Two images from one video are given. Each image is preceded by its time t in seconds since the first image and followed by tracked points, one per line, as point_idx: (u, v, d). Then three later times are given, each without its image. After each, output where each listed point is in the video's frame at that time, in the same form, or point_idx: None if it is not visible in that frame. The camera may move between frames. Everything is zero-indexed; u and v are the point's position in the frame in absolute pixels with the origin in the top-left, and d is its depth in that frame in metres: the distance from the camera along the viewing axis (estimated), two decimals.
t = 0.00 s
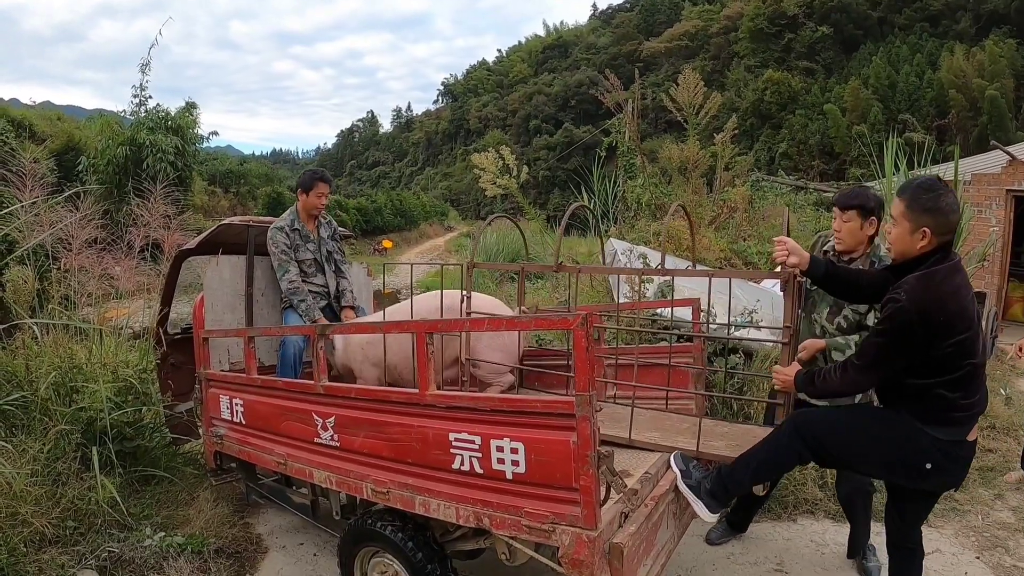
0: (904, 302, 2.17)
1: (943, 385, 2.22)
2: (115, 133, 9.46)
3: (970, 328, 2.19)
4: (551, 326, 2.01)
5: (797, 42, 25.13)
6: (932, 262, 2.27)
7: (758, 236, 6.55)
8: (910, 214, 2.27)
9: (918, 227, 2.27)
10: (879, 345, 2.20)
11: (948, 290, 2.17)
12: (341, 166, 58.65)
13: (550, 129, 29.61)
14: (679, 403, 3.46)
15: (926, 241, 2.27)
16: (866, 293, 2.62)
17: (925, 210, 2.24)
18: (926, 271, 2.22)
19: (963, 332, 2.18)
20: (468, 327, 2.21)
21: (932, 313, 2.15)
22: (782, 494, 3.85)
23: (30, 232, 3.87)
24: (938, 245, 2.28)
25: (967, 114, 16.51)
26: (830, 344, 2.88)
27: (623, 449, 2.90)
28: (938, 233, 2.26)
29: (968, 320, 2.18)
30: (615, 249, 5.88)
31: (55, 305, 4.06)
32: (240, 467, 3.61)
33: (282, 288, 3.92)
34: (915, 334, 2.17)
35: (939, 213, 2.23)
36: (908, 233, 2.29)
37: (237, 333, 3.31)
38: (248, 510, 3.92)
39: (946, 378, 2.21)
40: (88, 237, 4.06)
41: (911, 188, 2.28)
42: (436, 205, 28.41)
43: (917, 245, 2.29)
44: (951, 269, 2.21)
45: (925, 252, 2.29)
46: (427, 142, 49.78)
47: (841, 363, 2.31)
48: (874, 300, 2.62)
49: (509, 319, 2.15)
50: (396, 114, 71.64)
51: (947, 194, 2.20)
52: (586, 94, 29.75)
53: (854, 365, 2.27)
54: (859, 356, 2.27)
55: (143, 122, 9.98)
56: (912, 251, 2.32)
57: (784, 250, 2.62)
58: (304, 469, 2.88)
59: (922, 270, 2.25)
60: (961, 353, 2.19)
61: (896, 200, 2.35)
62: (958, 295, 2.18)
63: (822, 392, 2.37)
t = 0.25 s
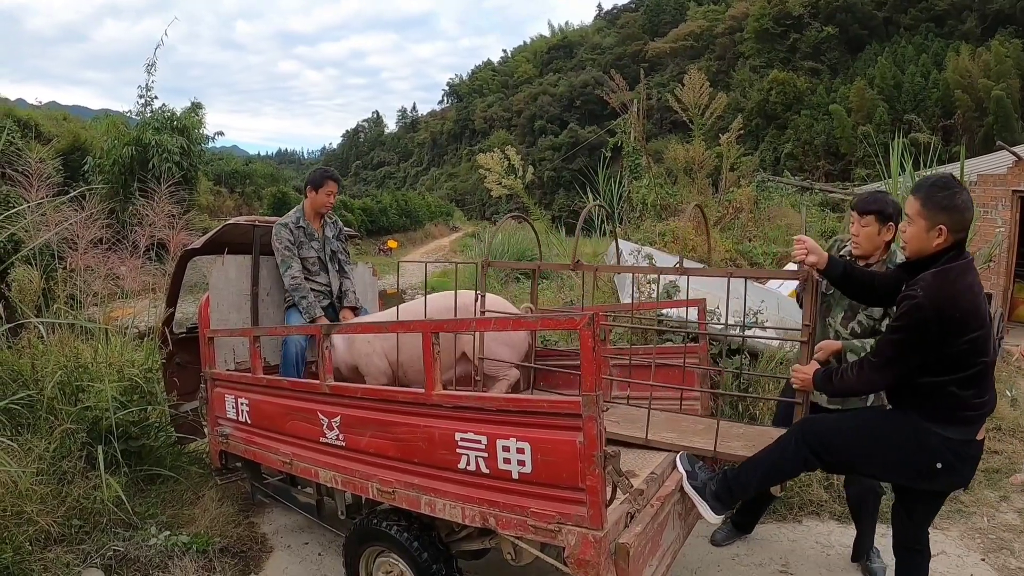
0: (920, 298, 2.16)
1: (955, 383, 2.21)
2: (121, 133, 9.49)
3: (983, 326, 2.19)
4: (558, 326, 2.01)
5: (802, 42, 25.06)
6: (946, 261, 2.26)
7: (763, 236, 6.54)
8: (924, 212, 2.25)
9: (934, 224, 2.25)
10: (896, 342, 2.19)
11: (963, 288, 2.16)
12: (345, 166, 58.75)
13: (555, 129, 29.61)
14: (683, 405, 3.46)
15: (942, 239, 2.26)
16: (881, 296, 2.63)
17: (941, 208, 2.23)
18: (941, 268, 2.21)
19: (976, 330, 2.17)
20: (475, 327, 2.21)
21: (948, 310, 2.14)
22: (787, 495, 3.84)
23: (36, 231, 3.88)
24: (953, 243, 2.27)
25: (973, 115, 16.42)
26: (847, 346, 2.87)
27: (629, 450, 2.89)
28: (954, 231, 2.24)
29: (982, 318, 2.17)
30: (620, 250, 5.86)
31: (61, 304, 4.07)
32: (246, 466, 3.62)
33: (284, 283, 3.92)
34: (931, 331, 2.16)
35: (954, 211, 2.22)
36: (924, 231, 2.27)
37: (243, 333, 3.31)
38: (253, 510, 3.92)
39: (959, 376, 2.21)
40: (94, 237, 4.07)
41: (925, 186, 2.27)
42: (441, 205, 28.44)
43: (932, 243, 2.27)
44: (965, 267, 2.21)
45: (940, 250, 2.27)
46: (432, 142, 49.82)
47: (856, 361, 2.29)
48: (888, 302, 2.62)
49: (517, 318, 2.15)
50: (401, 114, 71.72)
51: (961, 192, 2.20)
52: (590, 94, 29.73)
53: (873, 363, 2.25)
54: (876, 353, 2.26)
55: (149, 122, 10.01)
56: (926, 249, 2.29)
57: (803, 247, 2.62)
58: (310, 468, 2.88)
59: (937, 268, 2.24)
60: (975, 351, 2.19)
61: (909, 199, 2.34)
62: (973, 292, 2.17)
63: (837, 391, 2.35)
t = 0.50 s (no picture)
0: (958, 296, 2.15)
1: (983, 385, 2.19)
2: (128, 136, 9.52)
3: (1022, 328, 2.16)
4: (565, 325, 2.01)
5: (808, 44, 25.01)
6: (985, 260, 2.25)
7: (770, 239, 6.53)
8: (960, 214, 2.27)
9: (971, 225, 2.26)
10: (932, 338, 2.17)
11: (1002, 287, 2.14)
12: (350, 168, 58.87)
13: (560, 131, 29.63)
14: (690, 407, 3.45)
15: (980, 237, 2.25)
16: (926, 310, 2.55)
17: (976, 207, 2.23)
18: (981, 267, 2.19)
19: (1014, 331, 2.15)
20: (483, 326, 2.21)
21: (984, 307, 2.12)
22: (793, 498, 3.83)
23: (44, 234, 3.90)
24: (991, 244, 2.26)
25: (980, 116, 16.39)
26: (885, 350, 2.83)
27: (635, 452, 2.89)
28: (991, 230, 2.24)
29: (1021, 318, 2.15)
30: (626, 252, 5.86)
31: (68, 306, 4.08)
32: (252, 467, 3.63)
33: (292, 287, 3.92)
34: (967, 329, 2.14)
35: (990, 210, 2.22)
36: (961, 232, 2.27)
37: (250, 334, 3.32)
38: (259, 511, 3.93)
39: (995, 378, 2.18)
40: (101, 239, 4.09)
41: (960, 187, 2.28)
42: (446, 207, 28.48)
43: (971, 243, 2.27)
44: (1005, 266, 2.18)
45: (978, 250, 2.27)
46: (437, 144, 49.90)
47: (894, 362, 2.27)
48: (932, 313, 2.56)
49: (524, 318, 2.15)
50: (406, 117, 71.85)
51: (994, 191, 2.20)
52: (595, 96, 29.74)
53: (913, 362, 2.23)
54: (915, 352, 2.24)
55: (155, 125, 10.05)
56: (965, 250, 2.30)
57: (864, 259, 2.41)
58: (316, 469, 2.89)
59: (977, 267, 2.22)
60: (1012, 352, 2.16)
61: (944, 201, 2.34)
62: (1013, 291, 2.15)
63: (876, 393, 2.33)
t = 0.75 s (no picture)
0: (995, 283, 2.00)
1: (1011, 381, 2.09)
2: (128, 136, 9.54)
3: None
4: (565, 322, 2.02)
5: (808, 44, 25.01)
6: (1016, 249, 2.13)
7: (770, 238, 6.52)
8: (988, 201, 2.18)
9: (1002, 211, 2.16)
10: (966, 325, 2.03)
11: None
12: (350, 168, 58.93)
13: (560, 131, 29.65)
14: (689, 406, 3.43)
15: (1012, 226, 2.15)
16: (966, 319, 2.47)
17: (1004, 193, 2.14)
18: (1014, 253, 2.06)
19: None
20: (482, 324, 2.21)
21: None
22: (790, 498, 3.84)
23: (44, 234, 3.90)
24: None
25: (980, 116, 16.40)
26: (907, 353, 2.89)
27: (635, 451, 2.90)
28: None
29: None
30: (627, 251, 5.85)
31: (68, 306, 4.08)
32: (252, 467, 3.63)
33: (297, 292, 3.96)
34: (1003, 318, 2.00)
35: (1020, 196, 2.13)
36: (992, 219, 2.17)
37: (251, 334, 3.32)
38: (259, 511, 3.93)
39: None
40: (102, 239, 4.09)
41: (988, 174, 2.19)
42: (446, 207, 28.51)
43: (1004, 232, 2.16)
44: None
45: (1012, 238, 2.15)
46: (437, 144, 49.92)
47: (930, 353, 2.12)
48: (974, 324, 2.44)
49: (524, 315, 2.15)
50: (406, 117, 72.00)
51: None
52: (595, 96, 29.76)
53: (944, 350, 2.09)
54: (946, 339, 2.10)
55: (155, 125, 10.07)
56: (997, 240, 2.19)
57: (909, 270, 2.28)
58: (316, 468, 2.89)
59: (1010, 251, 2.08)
60: None
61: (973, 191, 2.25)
62: None
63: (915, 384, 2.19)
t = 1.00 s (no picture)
0: (977, 292, 1.91)
1: (999, 399, 1.97)
2: (122, 135, 9.50)
3: None
4: (559, 320, 2.02)
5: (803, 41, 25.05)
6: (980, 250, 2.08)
7: (765, 235, 6.52)
8: (950, 196, 2.13)
9: (962, 207, 2.11)
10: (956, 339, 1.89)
11: (1008, 283, 1.97)
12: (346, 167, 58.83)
13: (556, 129, 29.65)
14: (683, 403, 3.43)
15: (972, 223, 2.10)
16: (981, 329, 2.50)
17: (967, 188, 2.08)
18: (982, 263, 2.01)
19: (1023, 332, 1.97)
20: (477, 321, 2.21)
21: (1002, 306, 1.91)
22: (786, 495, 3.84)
23: (38, 234, 3.88)
24: (988, 229, 2.09)
25: (974, 113, 16.45)
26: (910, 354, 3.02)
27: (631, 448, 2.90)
28: (984, 213, 2.07)
29: None
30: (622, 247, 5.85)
31: (63, 306, 4.07)
32: (248, 466, 3.63)
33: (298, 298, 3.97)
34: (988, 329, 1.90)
35: (980, 190, 2.06)
36: (952, 216, 2.13)
37: (246, 333, 3.31)
38: (255, 511, 3.93)
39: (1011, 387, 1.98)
40: (96, 239, 4.07)
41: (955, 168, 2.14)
42: (442, 205, 28.49)
43: (965, 228, 2.11)
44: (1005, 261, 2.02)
45: (974, 235, 2.10)
46: (433, 142, 49.87)
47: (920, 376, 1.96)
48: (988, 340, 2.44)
49: (518, 313, 2.15)
50: (402, 116, 71.93)
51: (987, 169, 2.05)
52: (591, 94, 29.75)
53: (935, 371, 1.94)
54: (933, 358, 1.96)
55: (150, 124, 10.03)
56: (959, 236, 2.14)
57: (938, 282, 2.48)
58: (312, 467, 2.88)
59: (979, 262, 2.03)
60: None
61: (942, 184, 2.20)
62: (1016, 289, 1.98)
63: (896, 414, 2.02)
